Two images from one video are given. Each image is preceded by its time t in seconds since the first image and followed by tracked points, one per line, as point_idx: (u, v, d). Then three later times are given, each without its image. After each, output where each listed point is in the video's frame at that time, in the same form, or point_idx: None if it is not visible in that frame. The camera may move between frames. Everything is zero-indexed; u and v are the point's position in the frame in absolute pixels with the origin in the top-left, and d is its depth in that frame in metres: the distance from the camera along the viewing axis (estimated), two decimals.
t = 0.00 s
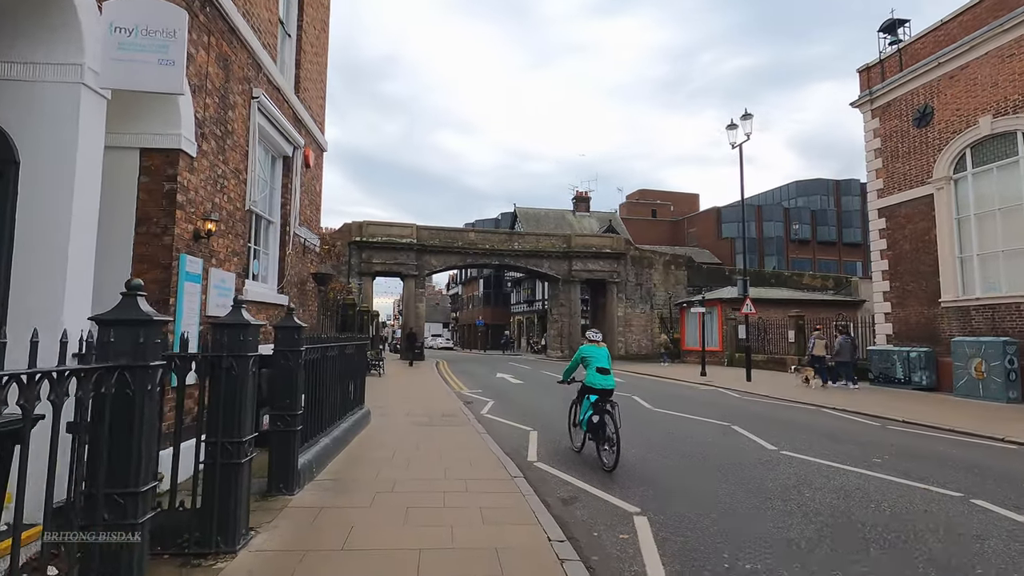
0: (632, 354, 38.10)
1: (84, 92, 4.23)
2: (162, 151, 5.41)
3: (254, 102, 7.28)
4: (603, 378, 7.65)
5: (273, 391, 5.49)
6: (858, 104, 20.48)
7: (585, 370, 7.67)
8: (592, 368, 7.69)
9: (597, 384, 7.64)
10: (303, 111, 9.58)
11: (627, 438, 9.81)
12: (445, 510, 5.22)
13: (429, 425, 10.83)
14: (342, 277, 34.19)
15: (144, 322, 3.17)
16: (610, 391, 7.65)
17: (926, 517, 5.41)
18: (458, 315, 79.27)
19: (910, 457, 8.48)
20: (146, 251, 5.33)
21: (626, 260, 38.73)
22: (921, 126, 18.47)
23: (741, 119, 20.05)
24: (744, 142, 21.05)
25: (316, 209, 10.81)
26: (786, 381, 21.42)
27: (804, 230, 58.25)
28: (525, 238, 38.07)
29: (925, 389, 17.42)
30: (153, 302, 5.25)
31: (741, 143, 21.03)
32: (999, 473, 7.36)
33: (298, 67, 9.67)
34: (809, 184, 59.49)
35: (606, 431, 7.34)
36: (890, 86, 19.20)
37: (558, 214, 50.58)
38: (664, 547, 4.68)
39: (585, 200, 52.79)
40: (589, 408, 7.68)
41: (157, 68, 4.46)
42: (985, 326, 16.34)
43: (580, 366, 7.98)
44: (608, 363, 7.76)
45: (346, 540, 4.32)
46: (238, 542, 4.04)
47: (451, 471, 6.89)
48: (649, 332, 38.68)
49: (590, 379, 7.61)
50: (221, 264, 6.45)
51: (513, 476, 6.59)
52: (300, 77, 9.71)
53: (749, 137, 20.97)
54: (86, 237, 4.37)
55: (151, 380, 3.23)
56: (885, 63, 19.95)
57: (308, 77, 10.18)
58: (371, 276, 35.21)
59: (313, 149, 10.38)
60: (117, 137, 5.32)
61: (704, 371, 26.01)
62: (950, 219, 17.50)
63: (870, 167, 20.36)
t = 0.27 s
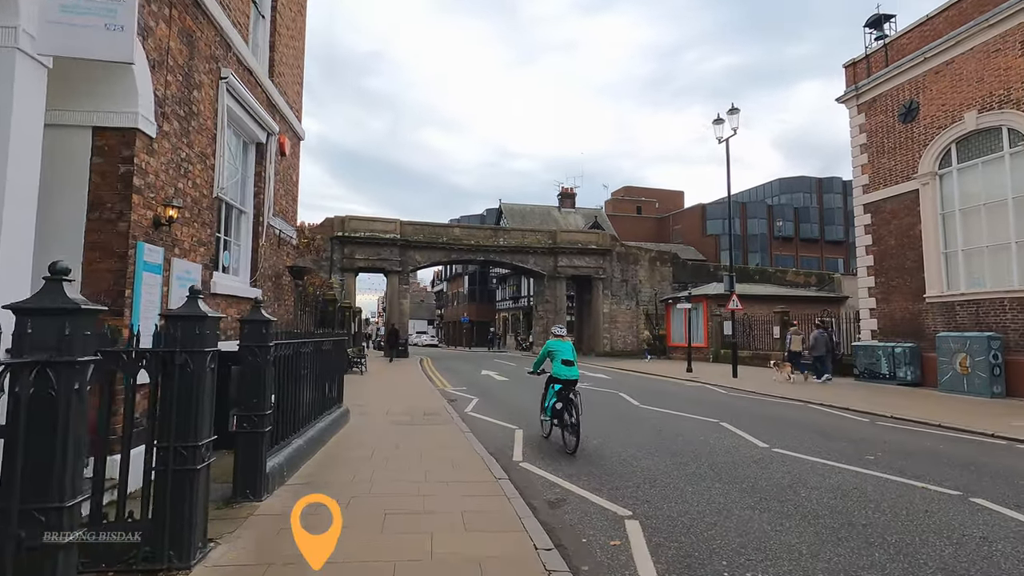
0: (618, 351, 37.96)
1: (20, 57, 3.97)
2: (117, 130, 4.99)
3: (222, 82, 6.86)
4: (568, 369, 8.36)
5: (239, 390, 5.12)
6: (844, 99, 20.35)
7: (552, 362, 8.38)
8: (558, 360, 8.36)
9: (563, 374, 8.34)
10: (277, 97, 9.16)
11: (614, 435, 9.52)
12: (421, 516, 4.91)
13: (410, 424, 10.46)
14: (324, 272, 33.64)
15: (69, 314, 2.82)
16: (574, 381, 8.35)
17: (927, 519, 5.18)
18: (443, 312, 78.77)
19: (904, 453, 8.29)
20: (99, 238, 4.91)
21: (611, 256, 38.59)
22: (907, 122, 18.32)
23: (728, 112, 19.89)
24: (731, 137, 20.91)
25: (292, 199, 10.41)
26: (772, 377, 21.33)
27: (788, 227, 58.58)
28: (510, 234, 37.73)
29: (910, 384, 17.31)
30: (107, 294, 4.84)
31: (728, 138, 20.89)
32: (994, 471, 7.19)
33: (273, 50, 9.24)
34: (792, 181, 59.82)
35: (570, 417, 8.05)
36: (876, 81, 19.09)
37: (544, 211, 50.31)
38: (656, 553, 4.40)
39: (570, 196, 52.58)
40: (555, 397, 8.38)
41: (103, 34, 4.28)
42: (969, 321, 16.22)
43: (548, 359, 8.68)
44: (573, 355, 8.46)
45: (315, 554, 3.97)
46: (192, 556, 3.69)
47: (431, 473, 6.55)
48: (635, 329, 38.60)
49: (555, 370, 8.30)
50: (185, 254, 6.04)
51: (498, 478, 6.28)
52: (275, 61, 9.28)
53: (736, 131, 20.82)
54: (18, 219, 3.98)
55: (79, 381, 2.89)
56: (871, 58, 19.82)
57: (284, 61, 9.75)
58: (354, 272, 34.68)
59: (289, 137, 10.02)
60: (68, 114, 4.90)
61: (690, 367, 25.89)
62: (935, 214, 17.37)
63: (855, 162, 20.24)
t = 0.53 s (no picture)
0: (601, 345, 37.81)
1: None
2: (59, 108, 4.54)
3: (182, 61, 6.40)
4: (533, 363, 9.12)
5: (197, 395, 4.70)
6: (829, 93, 20.12)
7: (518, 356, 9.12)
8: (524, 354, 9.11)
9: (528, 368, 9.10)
10: (246, 80, 8.68)
11: (599, 434, 9.23)
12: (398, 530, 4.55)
13: (387, 424, 10.07)
14: (303, 266, 32.98)
15: None
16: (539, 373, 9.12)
17: (930, 524, 4.94)
18: (425, 306, 78.13)
19: (895, 451, 8.09)
20: (38, 228, 4.46)
21: (595, 250, 38.40)
22: (891, 115, 18.13)
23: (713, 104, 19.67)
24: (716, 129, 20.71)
25: (262, 188, 9.95)
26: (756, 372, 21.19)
27: (769, 222, 58.87)
28: (494, 227, 37.31)
29: (892, 379, 17.14)
30: (49, 290, 4.41)
31: (714, 130, 20.70)
32: (989, 469, 7.02)
33: (241, 31, 8.73)
34: (774, 175, 60.06)
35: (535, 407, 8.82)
36: (860, 74, 18.90)
37: (527, 204, 49.95)
38: (648, 567, 4.08)
39: (554, 189, 52.25)
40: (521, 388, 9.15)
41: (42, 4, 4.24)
42: (952, 315, 16.05)
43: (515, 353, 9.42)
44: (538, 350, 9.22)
45: None
46: None
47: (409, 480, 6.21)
48: (618, 323, 38.50)
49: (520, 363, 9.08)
50: (139, 246, 5.60)
51: (479, 483, 5.95)
52: (243, 42, 8.77)
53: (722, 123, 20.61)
54: None
55: None
56: (857, 51, 19.59)
57: (253, 43, 9.24)
58: (334, 266, 34.04)
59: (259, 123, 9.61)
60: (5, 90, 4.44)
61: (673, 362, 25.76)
62: (919, 208, 17.14)
63: (840, 155, 19.99)
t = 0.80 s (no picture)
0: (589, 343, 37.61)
1: None
2: (4, 79, 4.13)
3: (147, 37, 5.99)
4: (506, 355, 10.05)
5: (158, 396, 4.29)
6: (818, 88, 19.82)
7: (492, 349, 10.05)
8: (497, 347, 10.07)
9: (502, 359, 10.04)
10: (219, 61, 8.25)
11: (590, 433, 8.93)
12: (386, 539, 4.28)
13: (369, 424, 9.69)
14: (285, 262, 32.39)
15: None
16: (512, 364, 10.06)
17: (943, 528, 4.68)
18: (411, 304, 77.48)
19: (894, 450, 7.84)
20: None
21: (583, 247, 38.18)
22: (881, 111, 17.75)
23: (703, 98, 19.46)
24: (705, 124, 20.53)
25: (236, 177, 9.52)
26: (745, 368, 20.98)
27: (755, 219, 59.04)
28: (480, 223, 36.92)
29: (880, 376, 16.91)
30: None
31: (703, 125, 20.52)
32: (992, 468, 6.80)
33: (214, 10, 8.27)
34: (760, 173, 60.21)
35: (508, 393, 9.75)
36: (848, 70, 18.63)
37: (514, 201, 49.59)
38: None
39: (541, 186, 51.94)
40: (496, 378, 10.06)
41: None
42: (941, 312, 15.83)
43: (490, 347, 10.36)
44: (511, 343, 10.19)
45: None
46: None
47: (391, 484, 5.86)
48: (606, 320, 38.34)
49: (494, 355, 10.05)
50: (98, 233, 5.20)
51: (467, 488, 5.62)
52: (215, 21, 8.30)
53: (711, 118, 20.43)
54: None
55: None
56: (845, 46, 19.24)
57: (227, 24, 8.78)
58: (317, 262, 33.49)
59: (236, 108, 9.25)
60: None
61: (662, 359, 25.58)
62: (908, 204, 16.86)
63: (829, 151, 19.65)
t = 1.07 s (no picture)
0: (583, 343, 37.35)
1: None
2: None
3: (119, 17, 5.63)
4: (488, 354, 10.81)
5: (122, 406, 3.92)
6: (816, 85, 19.56)
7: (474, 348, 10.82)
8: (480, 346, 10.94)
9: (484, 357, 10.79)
10: (201, 48, 7.89)
11: (589, 436, 8.63)
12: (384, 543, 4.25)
13: (359, 429, 9.35)
14: (276, 262, 31.98)
15: None
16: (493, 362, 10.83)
17: (969, 542, 4.40)
18: (404, 304, 77.00)
19: (904, 454, 7.57)
20: None
21: (577, 247, 37.94)
22: (879, 108, 17.51)
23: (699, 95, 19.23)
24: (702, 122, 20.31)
25: (220, 171, 9.15)
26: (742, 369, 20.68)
27: (749, 219, 58.93)
28: (474, 222, 36.57)
29: (880, 376, 16.65)
30: None
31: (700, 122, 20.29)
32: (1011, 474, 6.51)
33: None
34: (753, 173, 60.11)
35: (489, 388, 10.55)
36: (847, 67, 18.36)
37: (508, 200, 49.28)
38: None
39: (535, 185, 51.63)
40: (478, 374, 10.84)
41: None
42: (941, 312, 15.59)
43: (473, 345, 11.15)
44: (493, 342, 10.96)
45: None
46: None
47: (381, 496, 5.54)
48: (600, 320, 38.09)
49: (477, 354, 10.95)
50: (63, 227, 4.84)
51: (462, 499, 5.31)
52: (196, 6, 7.92)
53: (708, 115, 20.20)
54: None
55: None
56: (843, 43, 18.97)
57: (210, 9, 8.41)
58: (308, 261, 33.07)
59: (219, 98, 8.91)
60: None
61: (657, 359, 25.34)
62: (907, 203, 16.60)
63: (826, 149, 19.38)
